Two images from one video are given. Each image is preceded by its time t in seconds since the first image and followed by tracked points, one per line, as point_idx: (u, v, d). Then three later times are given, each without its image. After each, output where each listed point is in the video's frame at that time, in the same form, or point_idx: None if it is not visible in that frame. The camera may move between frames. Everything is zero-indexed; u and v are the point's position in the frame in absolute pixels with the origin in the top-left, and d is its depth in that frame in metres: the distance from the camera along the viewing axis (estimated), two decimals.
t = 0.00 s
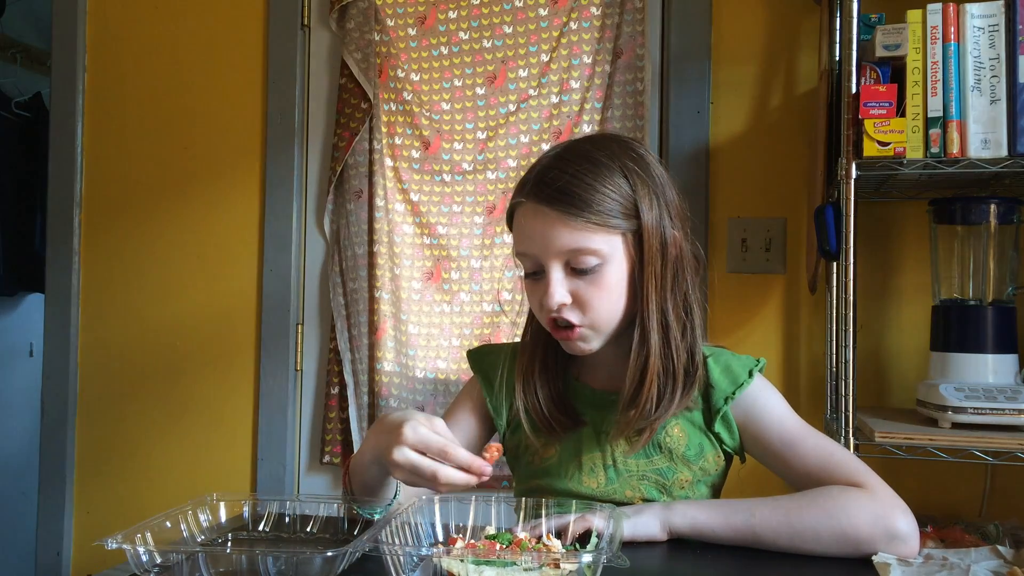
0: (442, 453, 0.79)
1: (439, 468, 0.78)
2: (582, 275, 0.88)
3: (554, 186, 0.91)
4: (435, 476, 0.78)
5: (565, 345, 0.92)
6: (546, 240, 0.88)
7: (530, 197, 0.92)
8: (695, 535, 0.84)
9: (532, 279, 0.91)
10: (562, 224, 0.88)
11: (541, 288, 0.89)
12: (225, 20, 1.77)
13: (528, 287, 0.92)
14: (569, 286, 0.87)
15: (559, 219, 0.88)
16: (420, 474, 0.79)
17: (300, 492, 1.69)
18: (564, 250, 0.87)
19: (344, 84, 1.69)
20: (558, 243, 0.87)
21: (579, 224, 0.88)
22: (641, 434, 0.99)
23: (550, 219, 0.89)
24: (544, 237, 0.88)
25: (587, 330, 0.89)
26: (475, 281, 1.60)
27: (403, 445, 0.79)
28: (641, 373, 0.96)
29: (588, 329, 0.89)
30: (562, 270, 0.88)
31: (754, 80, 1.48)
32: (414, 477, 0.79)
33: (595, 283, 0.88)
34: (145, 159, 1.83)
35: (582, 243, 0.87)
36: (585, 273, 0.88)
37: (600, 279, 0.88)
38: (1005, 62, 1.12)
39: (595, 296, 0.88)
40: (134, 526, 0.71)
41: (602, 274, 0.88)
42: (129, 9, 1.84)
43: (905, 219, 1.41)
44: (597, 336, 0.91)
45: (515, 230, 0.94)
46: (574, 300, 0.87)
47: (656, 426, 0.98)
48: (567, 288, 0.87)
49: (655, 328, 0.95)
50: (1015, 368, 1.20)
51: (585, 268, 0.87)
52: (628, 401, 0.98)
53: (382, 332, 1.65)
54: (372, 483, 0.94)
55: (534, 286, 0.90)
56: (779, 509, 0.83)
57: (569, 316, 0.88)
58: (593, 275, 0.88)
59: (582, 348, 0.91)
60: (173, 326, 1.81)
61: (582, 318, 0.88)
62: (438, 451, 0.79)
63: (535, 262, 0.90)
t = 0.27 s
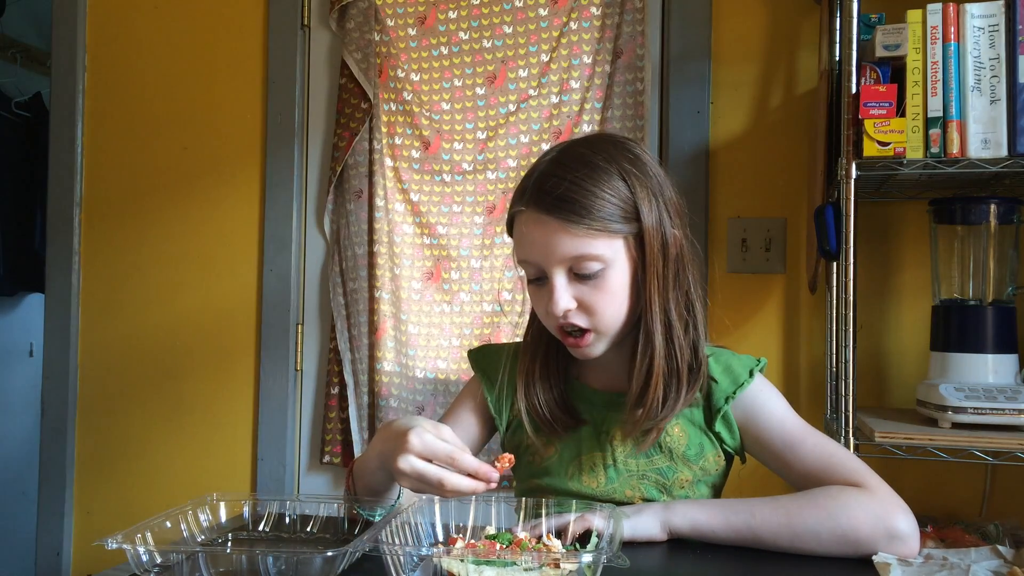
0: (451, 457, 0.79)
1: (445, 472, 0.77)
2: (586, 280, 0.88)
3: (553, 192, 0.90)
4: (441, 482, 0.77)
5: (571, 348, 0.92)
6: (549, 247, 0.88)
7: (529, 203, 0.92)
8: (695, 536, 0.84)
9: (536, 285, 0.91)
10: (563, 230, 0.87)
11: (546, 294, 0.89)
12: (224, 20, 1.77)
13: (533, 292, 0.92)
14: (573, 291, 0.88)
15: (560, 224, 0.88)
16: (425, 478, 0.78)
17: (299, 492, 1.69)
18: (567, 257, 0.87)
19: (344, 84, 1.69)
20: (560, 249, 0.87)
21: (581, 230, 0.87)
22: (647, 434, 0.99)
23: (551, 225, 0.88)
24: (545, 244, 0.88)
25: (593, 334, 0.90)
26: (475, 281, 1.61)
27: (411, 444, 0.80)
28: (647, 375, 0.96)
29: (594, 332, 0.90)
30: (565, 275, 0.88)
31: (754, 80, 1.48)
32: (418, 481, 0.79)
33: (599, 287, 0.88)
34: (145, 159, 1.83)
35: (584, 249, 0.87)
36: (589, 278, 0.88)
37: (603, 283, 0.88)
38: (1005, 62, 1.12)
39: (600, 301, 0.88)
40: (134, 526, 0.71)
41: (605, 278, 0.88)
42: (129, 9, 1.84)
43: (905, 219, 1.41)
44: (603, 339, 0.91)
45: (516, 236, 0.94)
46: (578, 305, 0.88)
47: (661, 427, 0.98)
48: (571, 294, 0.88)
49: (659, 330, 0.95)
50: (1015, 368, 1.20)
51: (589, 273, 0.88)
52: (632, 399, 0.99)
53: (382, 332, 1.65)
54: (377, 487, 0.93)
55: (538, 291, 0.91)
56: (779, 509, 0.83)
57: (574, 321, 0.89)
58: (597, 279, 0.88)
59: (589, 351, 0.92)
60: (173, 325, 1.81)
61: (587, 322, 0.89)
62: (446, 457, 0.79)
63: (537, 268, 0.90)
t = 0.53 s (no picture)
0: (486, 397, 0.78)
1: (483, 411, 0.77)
2: (577, 285, 0.87)
3: (549, 194, 0.89)
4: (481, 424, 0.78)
5: (560, 355, 0.91)
6: (542, 249, 0.86)
7: (523, 203, 0.90)
8: (695, 536, 0.84)
9: (526, 287, 0.90)
10: (558, 232, 0.86)
11: (536, 298, 0.87)
12: (225, 20, 1.77)
13: (523, 295, 0.91)
14: (564, 296, 0.86)
15: (554, 227, 0.86)
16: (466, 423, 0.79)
17: (299, 492, 1.69)
18: (560, 261, 0.86)
19: (344, 83, 1.69)
20: (552, 252, 0.86)
21: (575, 234, 0.86)
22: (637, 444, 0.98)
23: (545, 227, 0.87)
24: (538, 246, 0.86)
25: (583, 340, 0.89)
26: (475, 281, 1.61)
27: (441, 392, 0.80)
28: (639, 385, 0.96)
29: (583, 339, 0.89)
30: (557, 279, 0.86)
31: (754, 80, 1.48)
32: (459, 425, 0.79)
33: (590, 293, 0.87)
34: (146, 159, 1.83)
35: (577, 253, 0.86)
36: (581, 283, 0.87)
37: (595, 288, 0.87)
38: (1005, 62, 1.12)
39: (591, 306, 0.87)
40: (133, 526, 0.71)
41: (597, 284, 0.87)
42: (129, 9, 1.84)
43: (905, 219, 1.41)
44: (592, 346, 0.90)
45: (508, 236, 0.92)
46: (569, 310, 0.87)
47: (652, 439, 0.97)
48: (563, 298, 0.86)
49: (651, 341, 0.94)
50: (1015, 368, 1.20)
51: (581, 278, 0.86)
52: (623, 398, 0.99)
53: (382, 332, 1.65)
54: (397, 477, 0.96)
55: (528, 295, 0.89)
56: (779, 509, 0.83)
57: (564, 326, 0.88)
58: (588, 285, 0.87)
59: (576, 358, 0.90)
60: (173, 326, 1.81)
61: (577, 328, 0.88)
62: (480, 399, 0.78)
63: (528, 270, 0.88)
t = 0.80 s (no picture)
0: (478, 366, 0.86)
1: (476, 378, 0.86)
2: (556, 292, 0.85)
3: (542, 197, 0.89)
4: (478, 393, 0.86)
5: (528, 365, 0.88)
6: (526, 249, 0.85)
7: (516, 203, 0.90)
8: (694, 536, 0.84)
9: (505, 290, 0.89)
10: (545, 234, 0.85)
11: (513, 301, 0.86)
12: (224, 20, 1.77)
13: (500, 299, 0.89)
14: (540, 300, 0.84)
15: (542, 228, 0.86)
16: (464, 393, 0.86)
17: (300, 492, 1.69)
18: (542, 264, 0.85)
19: (344, 84, 1.69)
20: (537, 253, 0.85)
21: (562, 239, 0.85)
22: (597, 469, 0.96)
23: (533, 227, 0.86)
24: (524, 246, 0.86)
25: (553, 352, 0.86)
26: (475, 281, 1.61)
27: (434, 366, 0.88)
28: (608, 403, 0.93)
29: (554, 351, 0.86)
30: (536, 282, 0.85)
31: (754, 80, 1.48)
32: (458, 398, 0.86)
33: (567, 303, 0.85)
34: (146, 158, 1.83)
35: (560, 258, 0.85)
36: (559, 290, 0.85)
37: (572, 298, 0.85)
38: (1005, 62, 1.12)
39: (565, 316, 0.85)
40: (133, 526, 0.71)
41: (576, 293, 0.85)
42: (129, 9, 1.84)
43: (905, 219, 1.41)
44: (562, 359, 0.87)
45: (495, 235, 0.92)
46: (543, 317, 0.84)
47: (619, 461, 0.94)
48: (539, 303, 0.84)
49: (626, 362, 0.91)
50: (1015, 368, 1.20)
51: (560, 285, 0.85)
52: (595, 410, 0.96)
53: (382, 332, 1.65)
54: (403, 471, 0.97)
55: (506, 297, 0.88)
56: (778, 510, 0.83)
57: (535, 334, 0.85)
58: (568, 294, 0.85)
59: (545, 369, 0.87)
60: (173, 325, 1.81)
61: (549, 337, 0.85)
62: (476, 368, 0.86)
63: (510, 271, 0.87)
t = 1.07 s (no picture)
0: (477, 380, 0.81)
1: (473, 396, 0.80)
2: (562, 294, 0.85)
3: (548, 199, 0.88)
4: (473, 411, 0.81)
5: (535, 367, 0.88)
6: (531, 252, 0.85)
7: (519, 205, 0.90)
8: (694, 536, 0.84)
9: (509, 292, 0.88)
10: (550, 236, 0.85)
11: (518, 302, 0.85)
12: (224, 20, 1.77)
13: (504, 301, 0.89)
14: (547, 303, 0.84)
15: (548, 231, 0.85)
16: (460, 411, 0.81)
17: (300, 492, 1.70)
18: (548, 266, 0.84)
19: (344, 84, 1.69)
20: (541, 255, 0.84)
21: (568, 241, 0.85)
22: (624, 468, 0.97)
23: (538, 229, 0.86)
24: (529, 249, 0.85)
25: (559, 353, 0.86)
26: (475, 281, 1.61)
27: (432, 377, 0.82)
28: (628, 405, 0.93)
29: (560, 352, 0.85)
30: (542, 285, 0.84)
31: (754, 80, 1.48)
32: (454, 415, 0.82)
33: (574, 304, 0.84)
34: (145, 158, 1.83)
35: (566, 261, 0.84)
36: (565, 293, 0.85)
37: (579, 300, 0.85)
38: (1005, 62, 1.12)
39: (572, 318, 0.84)
40: (133, 526, 0.71)
41: (581, 294, 0.85)
42: (129, 9, 1.84)
43: (905, 219, 1.41)
44: (569, 361, 0.86)
45: (498, 238, 0.91)
46: (550, 319, 0.84)
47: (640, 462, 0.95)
48: (545, 306, 0.84)
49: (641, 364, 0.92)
50: (1015, 368, 1.20)
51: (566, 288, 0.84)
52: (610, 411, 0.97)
53: (382, 332, 1.64)
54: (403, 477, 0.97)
55: (510, 299, 0.87)
56: (778, 510, 0.83)
57: (542, 337, 0.84)
58: (573, 296, 0.85)
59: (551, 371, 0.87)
60: (173, 325, 1.81)
61: (556, 340, 0.85)
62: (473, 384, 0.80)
63: (514, 273, 0.87)
